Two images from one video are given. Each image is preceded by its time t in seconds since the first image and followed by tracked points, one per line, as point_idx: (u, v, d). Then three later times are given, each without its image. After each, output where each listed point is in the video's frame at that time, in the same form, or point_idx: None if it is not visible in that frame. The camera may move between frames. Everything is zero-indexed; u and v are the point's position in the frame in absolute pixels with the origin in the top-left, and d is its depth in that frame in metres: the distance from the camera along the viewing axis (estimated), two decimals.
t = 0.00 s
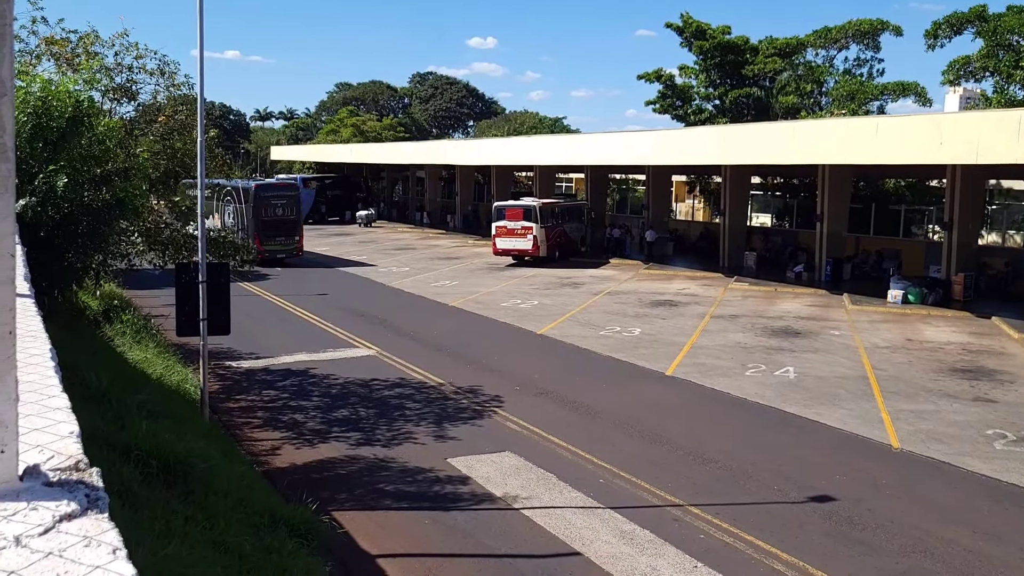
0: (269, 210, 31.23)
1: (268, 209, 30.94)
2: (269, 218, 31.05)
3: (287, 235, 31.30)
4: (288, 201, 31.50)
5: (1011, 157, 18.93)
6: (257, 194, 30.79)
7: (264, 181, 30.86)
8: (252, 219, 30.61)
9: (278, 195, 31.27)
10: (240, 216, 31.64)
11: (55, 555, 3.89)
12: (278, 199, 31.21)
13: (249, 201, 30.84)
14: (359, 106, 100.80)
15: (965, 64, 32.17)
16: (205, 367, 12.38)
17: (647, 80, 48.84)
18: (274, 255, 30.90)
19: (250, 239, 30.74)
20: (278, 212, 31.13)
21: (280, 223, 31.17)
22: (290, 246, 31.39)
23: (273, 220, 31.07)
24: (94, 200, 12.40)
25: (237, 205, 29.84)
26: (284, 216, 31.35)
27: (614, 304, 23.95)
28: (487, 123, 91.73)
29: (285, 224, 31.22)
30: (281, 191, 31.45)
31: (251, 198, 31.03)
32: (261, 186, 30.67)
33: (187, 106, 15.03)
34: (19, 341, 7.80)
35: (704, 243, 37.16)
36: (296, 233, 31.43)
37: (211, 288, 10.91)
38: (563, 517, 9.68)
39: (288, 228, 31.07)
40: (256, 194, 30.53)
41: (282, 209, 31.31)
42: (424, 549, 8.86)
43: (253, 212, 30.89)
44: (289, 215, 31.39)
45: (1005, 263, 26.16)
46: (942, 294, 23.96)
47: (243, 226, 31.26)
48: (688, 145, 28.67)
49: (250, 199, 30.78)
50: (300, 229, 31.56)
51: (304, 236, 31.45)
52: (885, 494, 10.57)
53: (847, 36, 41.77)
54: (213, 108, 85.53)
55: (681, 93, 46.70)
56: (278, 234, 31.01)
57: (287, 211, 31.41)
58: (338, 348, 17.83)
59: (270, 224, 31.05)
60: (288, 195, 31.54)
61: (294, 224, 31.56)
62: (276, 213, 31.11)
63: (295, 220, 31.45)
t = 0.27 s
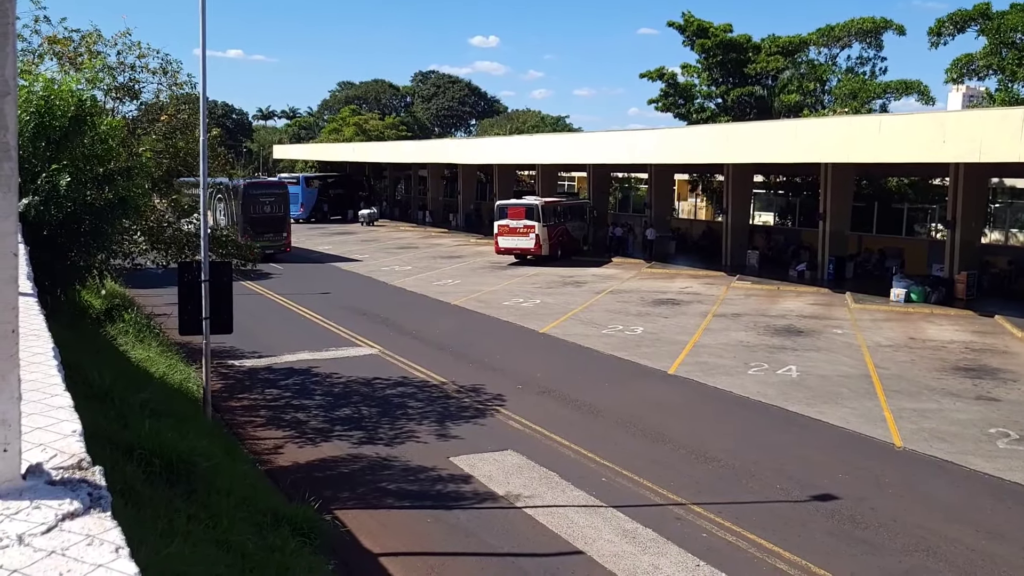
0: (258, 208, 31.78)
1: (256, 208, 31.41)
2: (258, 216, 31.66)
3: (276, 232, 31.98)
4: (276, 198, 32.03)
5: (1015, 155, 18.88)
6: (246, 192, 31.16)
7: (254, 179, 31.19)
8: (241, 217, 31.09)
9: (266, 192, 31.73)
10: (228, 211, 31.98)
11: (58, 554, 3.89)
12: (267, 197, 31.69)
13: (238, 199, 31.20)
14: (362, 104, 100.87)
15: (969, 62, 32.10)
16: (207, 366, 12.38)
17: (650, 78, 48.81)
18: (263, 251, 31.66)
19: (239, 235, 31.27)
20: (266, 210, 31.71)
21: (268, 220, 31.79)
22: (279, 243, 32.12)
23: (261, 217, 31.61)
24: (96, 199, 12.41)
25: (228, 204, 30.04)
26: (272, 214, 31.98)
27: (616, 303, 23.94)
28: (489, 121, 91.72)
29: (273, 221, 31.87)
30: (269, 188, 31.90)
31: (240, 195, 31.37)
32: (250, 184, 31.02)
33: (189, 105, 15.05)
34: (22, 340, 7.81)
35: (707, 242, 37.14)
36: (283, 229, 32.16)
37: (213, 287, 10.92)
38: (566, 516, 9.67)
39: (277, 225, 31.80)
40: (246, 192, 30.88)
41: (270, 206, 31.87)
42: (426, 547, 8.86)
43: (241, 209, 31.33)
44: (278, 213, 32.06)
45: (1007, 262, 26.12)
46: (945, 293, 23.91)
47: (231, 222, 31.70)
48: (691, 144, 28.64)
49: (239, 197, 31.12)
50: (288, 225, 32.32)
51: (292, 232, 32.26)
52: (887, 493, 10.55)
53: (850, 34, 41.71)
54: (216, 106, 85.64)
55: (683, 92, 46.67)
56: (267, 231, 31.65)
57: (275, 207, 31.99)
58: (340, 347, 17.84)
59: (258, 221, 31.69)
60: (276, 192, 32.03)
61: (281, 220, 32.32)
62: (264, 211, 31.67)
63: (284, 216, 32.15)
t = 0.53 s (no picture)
0: (245, 206, 31.63)
1: (247, 207, 31.23)
2: (247, 215, 31.53)
3: (263, 230, 32.22)
4: (264, 197, 31.93)
5: (1015, 153, 18.86)
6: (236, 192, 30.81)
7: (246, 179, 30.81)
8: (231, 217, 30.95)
9: (255, 191, 31.51)
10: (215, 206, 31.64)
11: (57, 555, 3.89)
12: (256, 196, 31.59)
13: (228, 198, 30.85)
14: (362, 104, 100.85)
15: (970, 60, 32.08)
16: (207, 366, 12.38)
17: (650, 77, 48.81)
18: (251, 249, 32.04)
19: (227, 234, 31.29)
20: (254, 208, 31.67)
21: (256, 219, 31.88)
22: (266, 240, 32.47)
23: (249, 216, 31.60)
24: (97, 199, 12.43)
25: (229, 209, 29.76)
26: (260, 212, 32.10)
27: (617, 302, 23.93)
28: (490, 121, 91.71)
29: (260, 220, 32.01)
30: (257, 187, 31.67)
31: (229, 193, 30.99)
32: (242, 185, 30.62)
33: (190, 105, 15.05)
34: (21, 341, 7.81)
35: (708, 241, 37.14)
36: (270, 227, 32.42)
37: (214, 287, 10.92)
38: (567, 515, 9.67)
39: (264, 224, 32.05)
40: (237, 193, 30.56)
41: (258, 205, 31.81)
42: (428, 547, 8.87)
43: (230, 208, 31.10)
44: (266, 211, 32.26)
45: (1009, 260, 26.10)
46: (946, 291, 23.89)
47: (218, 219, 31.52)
48: (692, 143, 28.63)
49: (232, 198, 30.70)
50: (274, 222, 32.75)
51: (279, 229, 32.86)
52: (889, 492, 10.54)
53: (851, 33, 41.66)
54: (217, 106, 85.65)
55: (684, 91, 46.67)
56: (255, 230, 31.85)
57: (263, 206, 31.99)
58: (342, 347, 17.83)
59: (246, 219, 31.57)
60: (264, 190, 31.87)
61: (269, 217, 32.50)
62: (252, 210, 31.62)
63: (270, 214, 32.49)
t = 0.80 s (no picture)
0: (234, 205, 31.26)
1: (237, 208, 30.90)
2: (238, 215, 31.26)
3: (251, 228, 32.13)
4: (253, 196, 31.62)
5: (1016, 152, 18.84)
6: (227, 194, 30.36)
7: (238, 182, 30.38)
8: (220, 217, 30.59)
9: (245, 191, 31.13)
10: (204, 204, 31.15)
11: (52, 556, 3.90)
12: (245, 197, 31.25)
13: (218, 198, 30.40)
14: (363, 104, 100.85)
15: (970, 59, 32.06)
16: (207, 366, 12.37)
17: (651, 76, 48.82)
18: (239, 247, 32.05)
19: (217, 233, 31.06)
20: (243, 208, 31.39)
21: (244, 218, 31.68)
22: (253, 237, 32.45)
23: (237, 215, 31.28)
24: (97, 200, 12.43)
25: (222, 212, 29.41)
26: (248, 211, 31.86)
27: (618, 302, 23.92)
28: (490, 121, 91.74)
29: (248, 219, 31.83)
30: (247, 186, 31.26)
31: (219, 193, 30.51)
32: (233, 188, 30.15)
33: (190, 105, 15.04)
34: (19, 342, 7.80)
35: (708, 240, 37.14)
36: (258, 225, 32.37)
37: (214, 287, 10.91)
38: (568, 515, 9.67)
39: (252, 222, 31.97)
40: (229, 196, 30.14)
41: (246, 204, 31.51)
42: (428, 547, 8.87)
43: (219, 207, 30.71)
44: (255, 210, 32.15)
45: (1010, 259, 26.08)
46: (947, 290, 23.87)
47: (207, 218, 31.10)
48: (692, 142, 28.64)
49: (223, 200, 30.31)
50: (260, 219, 32.72)
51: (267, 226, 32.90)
52: (890, 491, 10.53)
53: (851, 32, 41.63)
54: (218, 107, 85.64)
55: (684, 90, 46.68)
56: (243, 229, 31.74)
57: (251, 205, 31.74)
58: (342, 347, 17.83)
59: (236, 219, 31.30)
60: (253, 190, 31.51)
61: (257, 216, 32.34)
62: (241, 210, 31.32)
63: (259, 212, 32.31)
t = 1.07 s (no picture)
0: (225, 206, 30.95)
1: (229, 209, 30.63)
2: (229, 215, 31.11)
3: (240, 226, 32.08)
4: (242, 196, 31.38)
5: (1017, 151, 18.82)
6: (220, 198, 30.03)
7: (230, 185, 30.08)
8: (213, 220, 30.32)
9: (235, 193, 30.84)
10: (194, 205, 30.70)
11: (52, 558, 3.90)
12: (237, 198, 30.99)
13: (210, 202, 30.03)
14: (363, 105, 100.86)
15: (971, 60, 32.02)
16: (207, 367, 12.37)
17: (652, 76, 48.82)
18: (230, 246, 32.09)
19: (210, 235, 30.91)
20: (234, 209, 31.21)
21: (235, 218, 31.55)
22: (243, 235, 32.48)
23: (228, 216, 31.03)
24: (97, 202, 12.42)
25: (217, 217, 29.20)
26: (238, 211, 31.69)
27: (619, 302, 23.91)
28: (491, 121, 91.75)
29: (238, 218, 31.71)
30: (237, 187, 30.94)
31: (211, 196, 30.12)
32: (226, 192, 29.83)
33: (191, 106, 15.01)
34: (20, 343, 7.80)
35: (709, 241, 37.14)
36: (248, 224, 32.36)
37: (215, 288, 10.89)
38: (569, 516, 9.66)
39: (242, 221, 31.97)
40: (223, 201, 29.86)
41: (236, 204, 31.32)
42: (430, 548, 8.87)
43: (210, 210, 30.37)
44: (244, 210, 32.08)
45: (1011, 259, 26.07)
46: (948, 290, 23.87)
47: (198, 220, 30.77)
48: (692, 143, 28.64)
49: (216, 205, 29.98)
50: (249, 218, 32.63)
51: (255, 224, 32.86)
52: (891, 491, 10.52)
53: (852, 32, 41.63)
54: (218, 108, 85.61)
55: (685, 90, 46.67)
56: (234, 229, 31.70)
57: (241, 205, 31.56)
58: (343, 348, 17.83)
59: (227, 219, 31.13)
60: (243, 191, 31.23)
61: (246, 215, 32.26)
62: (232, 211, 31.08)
63: (248, 212, 32.18)
